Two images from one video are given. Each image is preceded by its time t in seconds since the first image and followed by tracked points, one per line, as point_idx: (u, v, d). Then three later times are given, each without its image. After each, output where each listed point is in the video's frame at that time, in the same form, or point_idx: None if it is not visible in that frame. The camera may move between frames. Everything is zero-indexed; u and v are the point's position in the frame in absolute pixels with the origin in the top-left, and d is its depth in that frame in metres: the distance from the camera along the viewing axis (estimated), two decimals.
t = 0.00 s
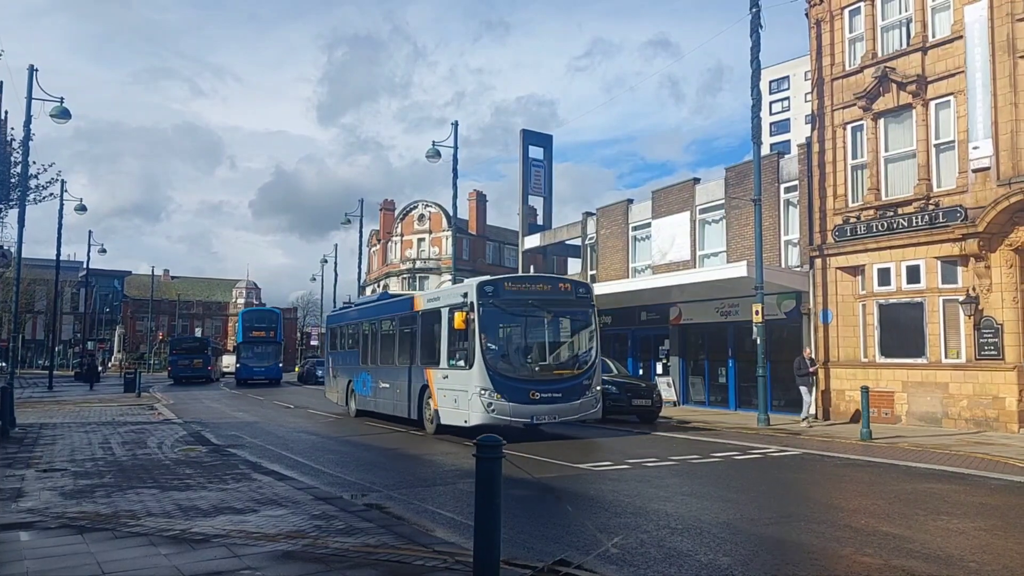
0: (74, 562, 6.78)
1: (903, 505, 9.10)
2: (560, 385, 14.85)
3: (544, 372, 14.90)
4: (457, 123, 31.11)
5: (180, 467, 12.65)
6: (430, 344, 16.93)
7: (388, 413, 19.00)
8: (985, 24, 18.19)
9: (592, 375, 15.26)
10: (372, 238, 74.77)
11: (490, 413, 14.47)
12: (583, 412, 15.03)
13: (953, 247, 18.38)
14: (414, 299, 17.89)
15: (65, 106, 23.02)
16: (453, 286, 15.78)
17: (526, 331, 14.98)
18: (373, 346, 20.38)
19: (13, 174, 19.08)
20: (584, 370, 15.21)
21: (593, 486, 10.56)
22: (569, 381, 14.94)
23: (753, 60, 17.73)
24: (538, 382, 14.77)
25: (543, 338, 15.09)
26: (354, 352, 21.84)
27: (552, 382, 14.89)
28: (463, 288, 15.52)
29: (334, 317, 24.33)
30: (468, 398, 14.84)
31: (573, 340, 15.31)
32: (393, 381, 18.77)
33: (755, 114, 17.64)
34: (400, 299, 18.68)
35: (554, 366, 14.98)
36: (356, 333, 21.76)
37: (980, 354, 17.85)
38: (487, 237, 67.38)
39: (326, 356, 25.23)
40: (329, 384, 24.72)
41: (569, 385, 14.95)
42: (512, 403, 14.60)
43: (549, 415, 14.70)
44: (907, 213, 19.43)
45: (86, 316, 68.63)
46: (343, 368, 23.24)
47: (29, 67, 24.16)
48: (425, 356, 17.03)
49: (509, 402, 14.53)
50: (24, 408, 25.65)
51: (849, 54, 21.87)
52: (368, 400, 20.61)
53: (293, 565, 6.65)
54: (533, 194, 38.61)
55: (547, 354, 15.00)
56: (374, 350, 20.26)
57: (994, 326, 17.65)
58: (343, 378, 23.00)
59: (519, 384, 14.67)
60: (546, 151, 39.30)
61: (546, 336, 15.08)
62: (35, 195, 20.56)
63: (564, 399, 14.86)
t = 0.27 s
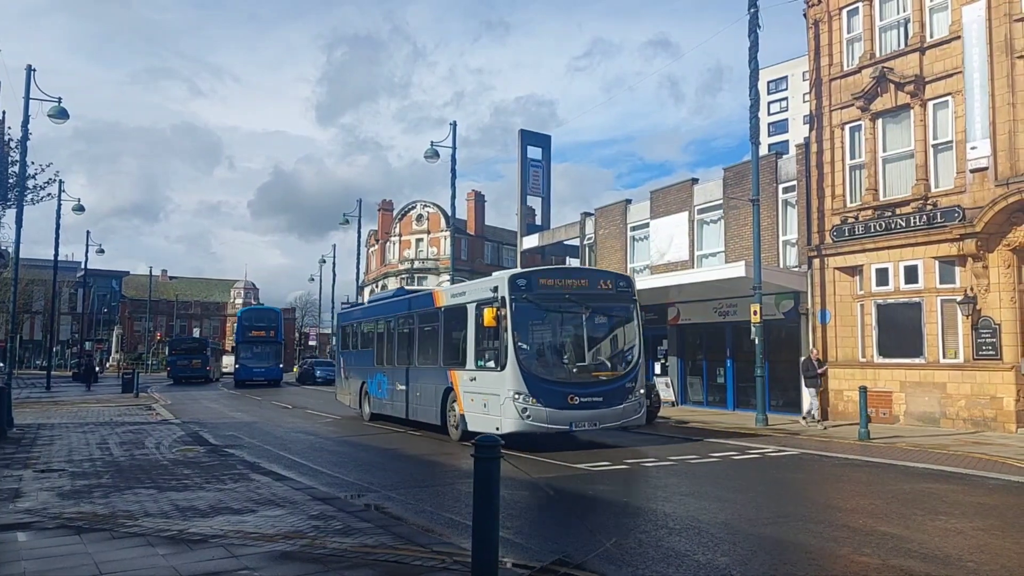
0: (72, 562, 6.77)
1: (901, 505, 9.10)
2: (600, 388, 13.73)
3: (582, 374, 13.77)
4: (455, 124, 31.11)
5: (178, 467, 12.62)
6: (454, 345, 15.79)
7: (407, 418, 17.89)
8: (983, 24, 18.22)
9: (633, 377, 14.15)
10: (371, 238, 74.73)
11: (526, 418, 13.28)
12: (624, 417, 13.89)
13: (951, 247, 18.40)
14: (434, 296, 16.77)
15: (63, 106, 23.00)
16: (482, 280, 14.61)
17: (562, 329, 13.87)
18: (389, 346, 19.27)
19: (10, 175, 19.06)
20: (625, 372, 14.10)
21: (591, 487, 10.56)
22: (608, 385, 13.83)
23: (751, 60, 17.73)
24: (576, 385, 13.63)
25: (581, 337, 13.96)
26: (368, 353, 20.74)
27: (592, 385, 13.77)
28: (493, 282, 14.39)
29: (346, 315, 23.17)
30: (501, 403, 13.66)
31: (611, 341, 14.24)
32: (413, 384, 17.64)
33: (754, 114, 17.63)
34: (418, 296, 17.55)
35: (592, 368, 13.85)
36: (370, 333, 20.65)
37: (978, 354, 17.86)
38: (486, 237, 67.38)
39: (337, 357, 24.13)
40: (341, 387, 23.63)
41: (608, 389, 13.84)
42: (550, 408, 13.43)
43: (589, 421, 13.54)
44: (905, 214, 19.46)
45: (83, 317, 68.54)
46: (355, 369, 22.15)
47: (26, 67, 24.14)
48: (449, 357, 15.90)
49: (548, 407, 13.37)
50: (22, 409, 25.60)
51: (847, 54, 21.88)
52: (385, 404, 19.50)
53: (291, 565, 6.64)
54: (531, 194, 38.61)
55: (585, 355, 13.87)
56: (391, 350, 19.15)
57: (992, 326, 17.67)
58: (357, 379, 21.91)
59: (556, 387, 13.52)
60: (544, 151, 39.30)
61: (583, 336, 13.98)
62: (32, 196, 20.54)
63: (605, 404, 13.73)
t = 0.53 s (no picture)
0: (70, 563, 6.76)
1: (899, 504, 9.10)
2: (647, 392, 12.64)
3: (628, 378, 12.66)
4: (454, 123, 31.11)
5: (176, 467, 12.60)
6: (482, 344, 14.76)
7: (427, 422, 16.91)
8: (980, 24, 18.24)
9: (683, 380, 13.04)
10: (369, 238, 74.71)
11: (567, 426, 12.24)
12: (673, 424, 12.81)
13: (949, 246, 18.42)
14: (458, 291, 15.80)
15: (61, 106, 22.97)
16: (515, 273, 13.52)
17: (605, 326, 12.68)
18: (407, 345, 18.30)
19: (8, 175, 19.03)
20: (674, 374, 12.98)
21: (589, 487, 10.56)
22: (655, 388, 12.73)
23: (749, 60, 17.74)
24: (622, 389, 12.55)
25: (627, 335, 12.78)
26: (384, 353, 19.78)
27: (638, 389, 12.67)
28: (526, 276, 13.30)
29: (359, 313, 22.16)
30: (538, 409, 12.62)
31: (659, 337, 13.05)
32: (434, 386, 16.62)
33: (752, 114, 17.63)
34: (440, 291, 16.58)
35: (638, 370, 12.74)
36: (386, 332, 19.67)
37: (976, 354, 17.87)
38: (484, 237, 67.37)
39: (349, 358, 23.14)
40: (353, 388, 22.64)
41: (656, 393, 12.74)
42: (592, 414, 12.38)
43: (636, 428, 12.49)
44: (903, 214, 19.47)
45: (81, 317, 68.47)
46: (369, 369, 21.16)
47: (25, 67, 24.12)
48: (477, 358, 14.87)
49: (591, 414, 12.33)
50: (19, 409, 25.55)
51: (845, 54, 21.89)
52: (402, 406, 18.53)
53: (289, 565, 6.64)
54: (529, 194, 38.61)
55: (630, 355, 12.73)
56: (409, 349, 18.17)
57: (990, 325, 17.68)
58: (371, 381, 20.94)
59: (600, 392, 12.45)
60: (542, 151, 39.31)
61: (628, 333, 12.79)
62: (30, 195, 20.51)
63: (652, 409, 12.65)
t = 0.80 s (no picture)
0: (68, 562, 6.75)
1: (898, 505, 9.09)
2: (704, 398, 11.40)
3: (684, 380, 11.42)
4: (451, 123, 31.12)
5: (174, 468, 12.60)
6: (514, 343, 13.61)
7: (451, 426, 15.81)
8: (979, 25, 18.25)
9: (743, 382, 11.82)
10: (367, 238, 74.70)
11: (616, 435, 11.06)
12: (733, 432, 11.58)
13: (947, 247, 18.43)
14: (484, 284, 14.70)
15: (59, 106, 22.95)
16: (553, 264, 12.35)
17: (657, 323, 11.42)
18: (426, 344, 17.19)
19: (5, 174, 18.99)
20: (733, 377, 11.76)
21: (587, 486, 10.56)
22: (711, 392, 11.48)
23: (748, 60, 17.76)
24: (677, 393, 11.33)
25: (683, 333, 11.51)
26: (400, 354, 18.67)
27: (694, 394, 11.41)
28: (565, 266, 12.11)
29: (372, 311, 21.02)
30: (581, 415, 11.41)
31: (717, 334, 11.81)
32: (459, 389, 15.49)
33: (750, 114, 17.64)
34: (463, 285, 15.48)
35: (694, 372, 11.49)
36: (402, 331, 18.56)
37: (973, 354, 17.89)
38: (482, 237, 67.38)
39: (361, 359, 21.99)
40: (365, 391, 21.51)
41: (714, 398, 11.50)
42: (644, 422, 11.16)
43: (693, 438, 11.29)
44: (901, 214, 19.48)
45: (79, 317, 68.42)
46: (384, 370, 20.03)
47: (22, 66, 24.07)
48: (508, 358, 13.72)
49: (642, 421, 11.11)
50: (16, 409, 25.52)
51: (843, 55, 21.92)
52: (422, 409, 17.41)
53: (287, 565, 6.63)
54: (527, 194, 38.61)
55: (682, 355, 11.47)
56: (429, 349, 17.05)
57: (988, 326, 17.70)
58: (385, 383, 19.81)
59: (653, 398, 11.21)
60: (540, 151, 39.30)
61: (684, 330, 11.52)
62: (28, 195, 20.47)
63: (711, 416, 11.41)
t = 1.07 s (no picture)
0: (65, 563, 6.74)
1: (896, 505, 9.10)
2: (773, 403, 9.76)
3: (751, 383, 9.76)
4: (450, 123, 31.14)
5: (171, 468, 12.58)
6: (552, 341, 11.94)
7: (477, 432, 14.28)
8: (977, 26, 18.27)
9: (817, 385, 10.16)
10: (366, 238, 74.69)
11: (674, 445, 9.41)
12: (807, 443, 9.95)
13: (945, 247, 18.43)
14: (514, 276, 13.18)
15: (57, 105, 22.92)
16: (599, 250, 10.75)
17: (720, 318, 9.77)
18: (449, 342, 15.68)
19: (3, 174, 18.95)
20: (806, 379, 10.10)
21: (585, 486, 10.57)
22: (781, 397, 9.84)
23: (746, 61, 17.77)
24: (744, 398, 9.66)
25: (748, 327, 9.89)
26: (418, 353, 17.21)
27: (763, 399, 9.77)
28: (615, 253, 10.44)
29: (387, 306, 19.59)
30: (634, 424, 9.74)
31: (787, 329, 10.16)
32: (485, 392, 13.97)
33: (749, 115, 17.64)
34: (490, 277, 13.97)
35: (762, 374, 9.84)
36: (422, 328, 17.07)
37: (971, 354, 17.91)
38: (481, 237, 67.40)
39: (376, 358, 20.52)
40: (379, 392, 20.05)
41: (785, 403, 9.87)
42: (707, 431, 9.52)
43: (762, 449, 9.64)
44: (899, 214, 19.49)
45: (77, 317, 68.36)
46: (399, 370, 18.55)
47: (20, 66, 24.03)
48: (545, 357, 12.08)
49: (705, 430, 9.46)
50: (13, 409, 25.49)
51: (842, 55, 21.94)
52: (443, 413, 15.91)
53: (285, 566, 6.63)
54: (525, 194, 38.59)
55: (748, 353, 9.83)
56: (451, 348, 15.54)
57: (986, 326, 17.71)
58: (400, 384, 18.33)
59: (717, 403, 9.56)
60: (539, 151, 39.29)
61: (749, 324, 9.90)
62: (25, 195, 20.43)
63: (782, 424, 9.78)
